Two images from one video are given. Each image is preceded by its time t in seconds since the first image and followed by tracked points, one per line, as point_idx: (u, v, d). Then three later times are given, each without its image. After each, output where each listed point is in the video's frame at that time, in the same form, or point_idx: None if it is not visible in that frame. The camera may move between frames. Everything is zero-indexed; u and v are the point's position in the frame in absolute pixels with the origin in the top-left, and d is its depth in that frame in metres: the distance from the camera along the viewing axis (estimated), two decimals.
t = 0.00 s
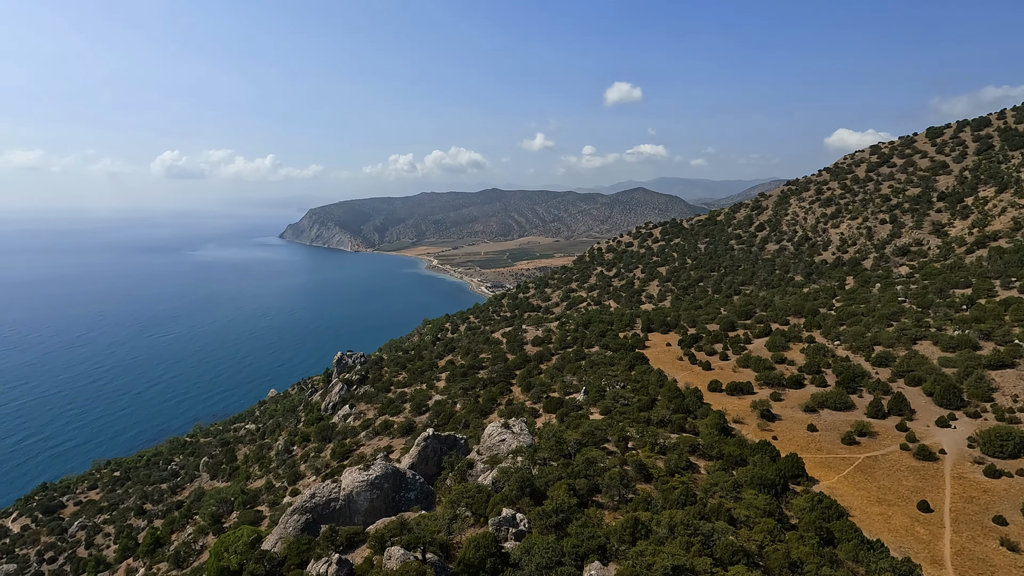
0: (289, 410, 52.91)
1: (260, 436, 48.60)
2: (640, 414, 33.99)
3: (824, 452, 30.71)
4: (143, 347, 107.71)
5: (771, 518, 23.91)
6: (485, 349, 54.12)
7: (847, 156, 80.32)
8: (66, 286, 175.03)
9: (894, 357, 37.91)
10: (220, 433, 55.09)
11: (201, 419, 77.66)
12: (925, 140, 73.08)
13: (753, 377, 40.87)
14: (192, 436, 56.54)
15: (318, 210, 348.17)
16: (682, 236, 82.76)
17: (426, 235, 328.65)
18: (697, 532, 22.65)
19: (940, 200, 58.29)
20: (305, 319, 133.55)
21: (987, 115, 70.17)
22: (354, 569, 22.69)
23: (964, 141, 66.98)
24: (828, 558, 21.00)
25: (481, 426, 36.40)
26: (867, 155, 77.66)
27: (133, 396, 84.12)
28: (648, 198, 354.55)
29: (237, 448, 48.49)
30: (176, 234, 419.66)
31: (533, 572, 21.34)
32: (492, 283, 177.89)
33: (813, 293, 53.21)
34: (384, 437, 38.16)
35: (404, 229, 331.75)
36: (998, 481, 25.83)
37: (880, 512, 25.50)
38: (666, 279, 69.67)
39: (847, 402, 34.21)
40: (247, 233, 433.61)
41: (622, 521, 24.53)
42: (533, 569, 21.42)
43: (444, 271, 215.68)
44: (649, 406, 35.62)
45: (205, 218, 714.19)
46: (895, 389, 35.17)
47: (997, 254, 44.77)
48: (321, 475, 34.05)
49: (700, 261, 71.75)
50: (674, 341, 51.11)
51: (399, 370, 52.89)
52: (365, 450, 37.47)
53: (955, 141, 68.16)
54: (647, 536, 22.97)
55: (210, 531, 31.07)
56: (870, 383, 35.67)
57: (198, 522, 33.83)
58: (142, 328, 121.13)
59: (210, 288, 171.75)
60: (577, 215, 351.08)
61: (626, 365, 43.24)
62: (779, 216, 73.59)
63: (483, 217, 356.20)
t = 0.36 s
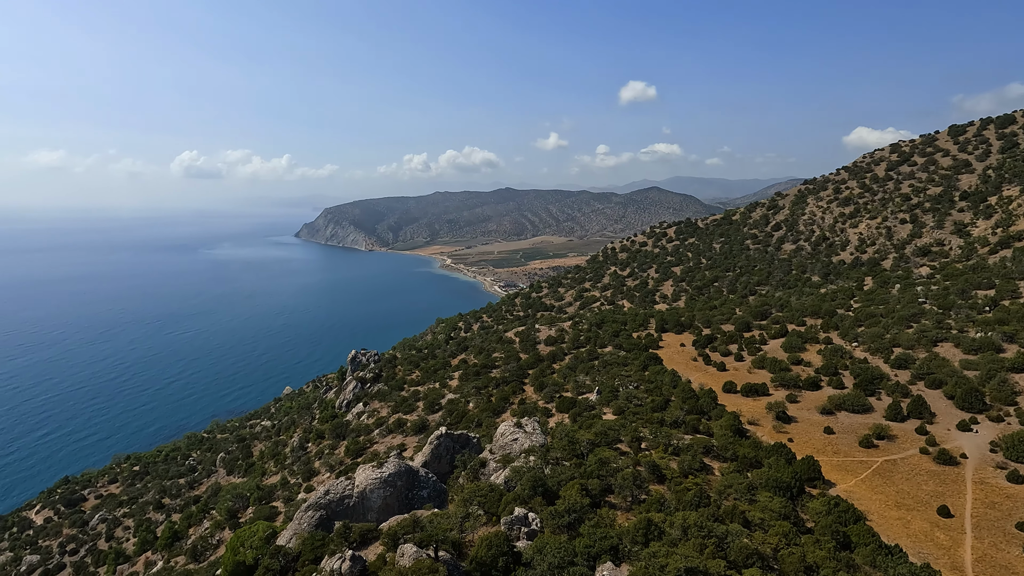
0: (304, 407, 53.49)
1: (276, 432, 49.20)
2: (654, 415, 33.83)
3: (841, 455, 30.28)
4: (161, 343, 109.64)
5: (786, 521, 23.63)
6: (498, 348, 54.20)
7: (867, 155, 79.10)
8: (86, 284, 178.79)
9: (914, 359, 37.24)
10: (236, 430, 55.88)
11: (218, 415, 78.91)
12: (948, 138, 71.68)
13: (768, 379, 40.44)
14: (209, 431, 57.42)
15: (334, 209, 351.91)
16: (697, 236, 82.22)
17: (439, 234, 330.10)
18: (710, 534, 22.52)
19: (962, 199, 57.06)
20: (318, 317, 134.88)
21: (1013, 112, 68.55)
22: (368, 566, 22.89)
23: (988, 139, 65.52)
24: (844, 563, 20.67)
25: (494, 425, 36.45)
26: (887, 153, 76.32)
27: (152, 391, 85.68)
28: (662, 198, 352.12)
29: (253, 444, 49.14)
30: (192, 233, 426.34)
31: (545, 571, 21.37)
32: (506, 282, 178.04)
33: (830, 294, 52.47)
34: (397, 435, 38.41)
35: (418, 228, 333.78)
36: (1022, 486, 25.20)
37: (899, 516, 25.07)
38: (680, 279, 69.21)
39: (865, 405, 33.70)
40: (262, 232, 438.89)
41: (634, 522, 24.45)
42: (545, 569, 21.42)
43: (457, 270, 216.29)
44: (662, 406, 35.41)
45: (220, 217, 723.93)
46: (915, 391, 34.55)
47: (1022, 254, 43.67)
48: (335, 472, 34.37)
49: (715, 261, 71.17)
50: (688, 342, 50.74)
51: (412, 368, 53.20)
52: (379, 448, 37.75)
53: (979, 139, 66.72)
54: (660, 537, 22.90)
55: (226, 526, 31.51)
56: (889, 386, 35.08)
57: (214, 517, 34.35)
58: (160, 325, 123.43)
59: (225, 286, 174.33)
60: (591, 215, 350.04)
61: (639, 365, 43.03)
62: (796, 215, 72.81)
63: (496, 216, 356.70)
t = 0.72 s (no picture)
0: (319, 404, 54.07)
1: (291, 428, 49.76)
2: (667, 415, 33.64)
3: (859, 457, 29.84)
4: (179, 340, 111.52)
5: (802, 524, 23.35)
6: (511, 347, 54.27)
7: (887, 153, 77.77)
8: (107, 280, 182.62)
9: (935, 361, 36.54)
10: (252, 426, 56.65)
11: (234, 411, 80.11)
12: (972, 135, 70.13)
13: (784, 380, 39.97)
14: (226, 427, 58.28)
15: (349, 207, 355.13)
16: (712, 235, 81.60)
17: (454, 233, 331.29)
18: (724, 536, 22.37)
19: (986, 197, 55.79)
20: (332, 315, 136.08)
21: None
22: (381, 563, 23.10)
23: (1013, 136, 63.98)
24: (862, 567, 20.32)
25: (506, 423, 36.48)
26: (909, 151, 74.82)
27: (171, 387, 87.18)
28: (678, 197, 349.48)
29: (269, 440, 49.77)
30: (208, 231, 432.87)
31: (557, 570, 21.45)
32: (519, 281, 178.10)
33: (849, 294, 51.69)
34: (411, 432, 38.66)
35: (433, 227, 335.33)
36: None
37: (918, 520, 24.62)
38: (695, 278, 68.68)
39: (884, 407, 33.18)
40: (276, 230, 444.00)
41: (647, 522, 24.38)
42: (557, 568, 21.47)
43: (471, 269, 216.87)
44: (676, 406, 35.16)
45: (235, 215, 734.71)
46: (936, 394, 33.90)
47: None
48: (349, 468, 34.68)
49: (730, 260, 70.53)
50: (703, 342, 50.32)
51: (426, 366, 53.47)
52: (392, 445, 38.02)
53: (1004, 136, 65.20)
54: (673, 538, 22.80)
55: (243, 520, 31.97)
56: (909, 388, 34.45)
57: (231, 511, 34.90)
58: (179, 322, 125.68)
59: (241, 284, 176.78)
60: (605, 214, 348.62)
61: (653, 365, 42.80)
62: (813, 214, 71.91)
63: (509, 215, 357.01)
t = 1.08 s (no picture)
0: (337, 399, 54.73)
1: (309, 423, 50.47)
2: (684, 414, 33.36)
3: (880, 460, 29.32)
4: (200, 334, 113.92)
5: (821, 526, 23.01)
6: (527, 344, 54.32)
7: (913, 149, 76.10)
8: (131, 276, 187.03)
9: (961, 363, 35.69)
10: (271, 420, 57.55)
11: (255, 405, 81.64)
12: (1002, 131, 68.20)
13: (804, 380, 39.40)
14: (246, 420, 59.31)
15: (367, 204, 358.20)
16: (731, 233, 80.73)
17: (470, 230, 332.10)
18: (742, 537, 22.14)
19: (1017, 195, 54.21)
20: (349, 311, 137.73)
21: None
22: (397, 557, 23.41)
23: None
24: (883, 572, 19.92)
25: (522, 421, 36.51)
26: (935, 148, 73.08)
27: (193, 380, 89.21)
28: (696, 194, 345.87)
29: (287, 434, 50.54)
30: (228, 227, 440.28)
31: (571, 568, 21.54)
32: (536, 278, 178.02)
33: (871, 294, 50.69)
34: (427, 428, 38.91)
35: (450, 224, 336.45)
36: None
37: (942, 525, 24.10)
38: (713, 276, 68.03)
39: (907, 409, 32.53)
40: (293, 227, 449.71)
41: (663, 522, 24.29)
42: (572, 566, 21.54)
43: (487, 266, 217.42)
44: (693, 406, 34.85)
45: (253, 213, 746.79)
46: (961, 396, 33.10)
47: None
48: (366, 463, 35.06)
49: (749, 258, 69.70)
50: (721, 341, 49.78)
51: (442, 363, 53.78)
52: (409, 441, 38.34)
53: None
54: (689, 538, 22.67)
55: (262, 512, 32.54)
56: (934, 390, 33.71)
57: (251, 503, 35.53)
58: (201, 317, 128.36)
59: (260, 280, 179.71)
60: (623, 211, 346.45)
61: (670, 364, 42.49)
62: (835, 212, 70.70)
63: (525, 213, 356.85)
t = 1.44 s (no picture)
0: (361, 392, 55.62)
1: (334, 415, 51.41)
2: (708, 413, 32.97)
3: (912, 463, 28.54)
4: (229, 326, 117.04)
5: (849, 530, 22.49)
6: (549, 340, 54.30)
7: (953, 143, 73.47)
8: (162, 269, 192.78)
9: (999, 365, 34.39)
10: (298, 411, 58.74)
11: (282, 395, 83.59)
12: None
13: (833, 380, 38.52)
14: (274, 410, 60.68)
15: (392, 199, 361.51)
16: (758, 229, 79.35)
17: (493, 225, 332.82)
18: (766, 537, 21.81)
19: None
20: (372, 304, 139.51)
21: None
22: (419, 549, 23.81)
23: None
24: None
25: (543, 416, 36.51)
26: (976, 142, 70.46)
27: (223, 371, 91.74)
28: (722, 190, 339.71)
29: (313, 425, 51.59)
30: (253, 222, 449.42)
31: (592, 564, 21.63)
32: (558, 274, 177.40)
33: (905, 292, 49.19)
34: (449, 422, 39.23)
35: (474, 219, 337.38)
36: None
37: (976, 532, 23.34)
38: (739, 273, 66.98)
39: (940, 412, 31.55)
40: (317, 222, 456.68)
41: (685, 521, 24.11)
42: (593, 562, 21.62)
43: (510, 261, 217.61)
44: (717, 404, 34.40)
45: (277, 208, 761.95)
46: (1000, 399, 31.91)
47: None
48: (389, 455, 35.53)
49: (778, 255, 68.37)
50: (746, 339, 49.02)
51: (464, 358, 54.11)
52: (431, 434, 38.72)
53: None
54: (711, 538, 22.45)
55: (288, 501, 33.30)
56: (970, 392, 32.59)
57: (278, 491, 36.43)
58: (230, 309, 131.74)
59: (284, 273, 183.31)
60: (647, 207, 342.43)
61: (694, 361, 42.02)
62: (868, 208, 68.85)
63: (548, 208, 355.84)
